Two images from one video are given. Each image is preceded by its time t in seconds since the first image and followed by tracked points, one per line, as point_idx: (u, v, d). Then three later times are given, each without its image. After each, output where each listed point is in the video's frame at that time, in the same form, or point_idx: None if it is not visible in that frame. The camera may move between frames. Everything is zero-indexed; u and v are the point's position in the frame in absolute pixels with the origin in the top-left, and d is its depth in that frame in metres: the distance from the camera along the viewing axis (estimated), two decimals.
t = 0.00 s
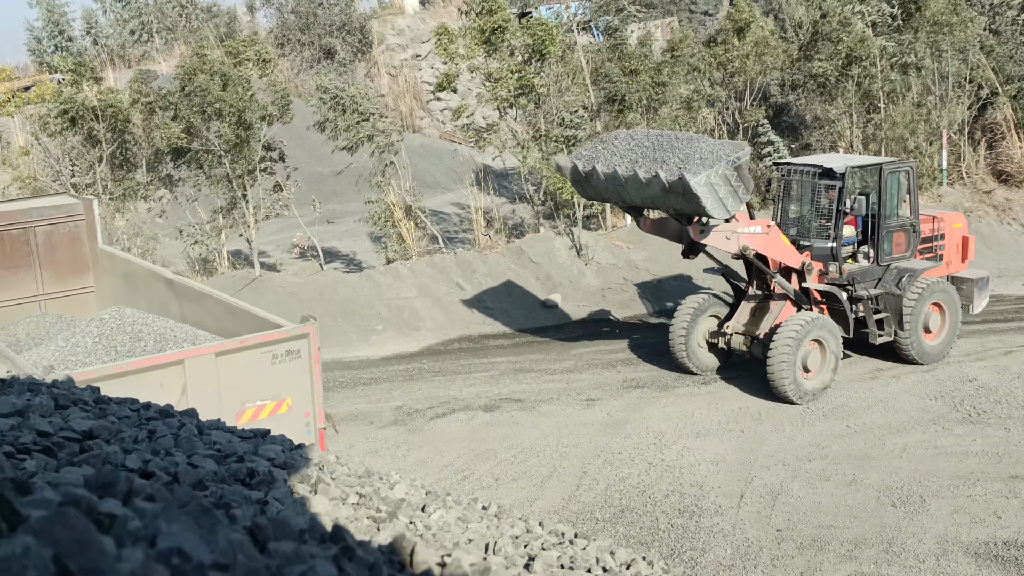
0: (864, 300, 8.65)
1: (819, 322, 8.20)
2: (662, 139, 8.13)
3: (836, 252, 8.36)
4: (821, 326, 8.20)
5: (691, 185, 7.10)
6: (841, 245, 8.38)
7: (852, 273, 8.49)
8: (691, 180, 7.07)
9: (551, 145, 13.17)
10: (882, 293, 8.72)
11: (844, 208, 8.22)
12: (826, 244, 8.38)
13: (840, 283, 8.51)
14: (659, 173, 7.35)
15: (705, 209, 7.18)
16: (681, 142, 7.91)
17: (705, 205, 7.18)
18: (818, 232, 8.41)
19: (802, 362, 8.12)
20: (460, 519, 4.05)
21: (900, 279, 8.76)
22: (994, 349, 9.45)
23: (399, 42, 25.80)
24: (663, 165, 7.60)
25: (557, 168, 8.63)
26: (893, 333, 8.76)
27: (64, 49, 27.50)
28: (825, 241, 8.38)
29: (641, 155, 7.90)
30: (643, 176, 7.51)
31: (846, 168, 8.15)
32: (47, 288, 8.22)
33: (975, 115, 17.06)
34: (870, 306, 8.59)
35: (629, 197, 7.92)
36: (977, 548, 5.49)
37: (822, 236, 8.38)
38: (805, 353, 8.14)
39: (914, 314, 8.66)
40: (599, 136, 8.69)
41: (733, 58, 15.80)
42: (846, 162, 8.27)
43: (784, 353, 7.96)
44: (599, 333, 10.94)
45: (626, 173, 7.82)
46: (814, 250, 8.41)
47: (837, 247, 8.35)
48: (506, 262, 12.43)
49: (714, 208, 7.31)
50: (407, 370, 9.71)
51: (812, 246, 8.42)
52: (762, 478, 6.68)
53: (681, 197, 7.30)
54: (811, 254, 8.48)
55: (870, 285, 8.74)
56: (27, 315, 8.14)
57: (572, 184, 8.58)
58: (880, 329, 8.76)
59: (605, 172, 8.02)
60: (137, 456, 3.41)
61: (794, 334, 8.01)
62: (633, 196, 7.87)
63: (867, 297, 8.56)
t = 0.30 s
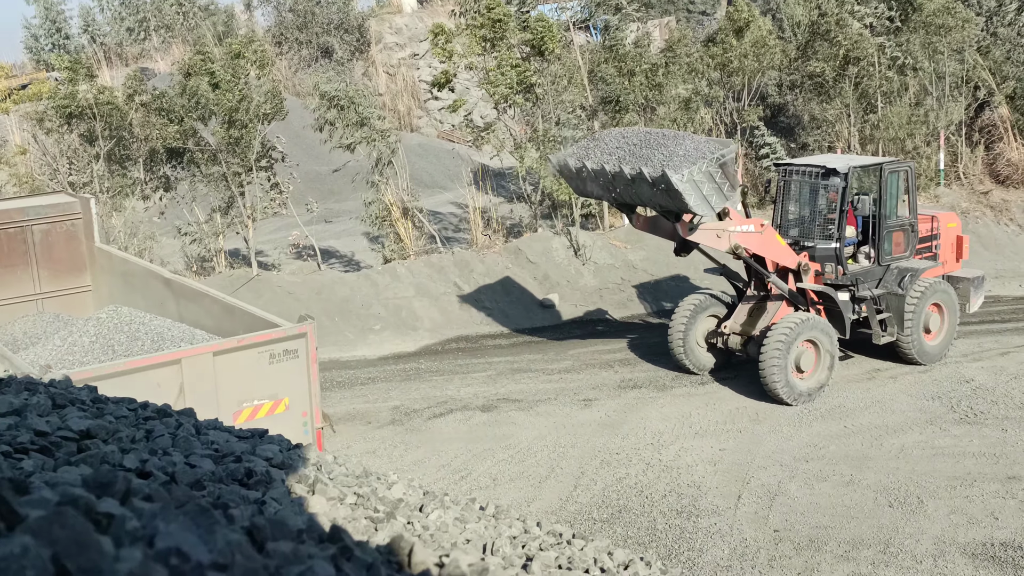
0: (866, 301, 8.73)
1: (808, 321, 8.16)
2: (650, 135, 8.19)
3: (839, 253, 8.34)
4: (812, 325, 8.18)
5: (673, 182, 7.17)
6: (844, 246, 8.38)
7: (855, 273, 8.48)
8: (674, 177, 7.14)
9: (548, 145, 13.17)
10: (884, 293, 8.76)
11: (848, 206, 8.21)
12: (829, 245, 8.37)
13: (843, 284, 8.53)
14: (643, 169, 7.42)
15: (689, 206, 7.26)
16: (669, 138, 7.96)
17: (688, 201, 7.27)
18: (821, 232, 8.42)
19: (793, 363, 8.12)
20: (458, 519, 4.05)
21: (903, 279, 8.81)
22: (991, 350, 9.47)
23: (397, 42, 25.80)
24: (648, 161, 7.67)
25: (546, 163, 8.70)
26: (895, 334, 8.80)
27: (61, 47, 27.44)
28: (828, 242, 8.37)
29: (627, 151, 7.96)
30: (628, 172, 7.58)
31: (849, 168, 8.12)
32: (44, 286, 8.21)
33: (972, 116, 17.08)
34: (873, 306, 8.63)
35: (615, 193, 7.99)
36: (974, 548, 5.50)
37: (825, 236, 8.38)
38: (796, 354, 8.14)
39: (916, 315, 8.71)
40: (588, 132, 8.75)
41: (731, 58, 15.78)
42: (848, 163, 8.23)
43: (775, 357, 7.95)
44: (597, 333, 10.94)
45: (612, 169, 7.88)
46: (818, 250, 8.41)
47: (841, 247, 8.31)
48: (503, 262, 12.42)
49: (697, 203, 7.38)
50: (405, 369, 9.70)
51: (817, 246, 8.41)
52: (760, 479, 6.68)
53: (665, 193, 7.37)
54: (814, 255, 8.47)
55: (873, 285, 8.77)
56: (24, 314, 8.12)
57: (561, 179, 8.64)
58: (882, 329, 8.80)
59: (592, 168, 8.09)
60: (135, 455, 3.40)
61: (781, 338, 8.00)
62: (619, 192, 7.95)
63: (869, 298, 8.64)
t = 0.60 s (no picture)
0: (867, 308, 8.71)
1: (794, 330, 8.05)
2: (636, 140, 8.36)
3: (841, 260, 8.34)
4: (800, 333, 8.08)
5: (653, 184, 7.33)
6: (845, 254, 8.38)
7: (856, 280, 8.50)
8: (654, 178, 7.31)
9: (546, 153, 13.21)
10: (884, 301, 8.72)
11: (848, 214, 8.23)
12: (831, 252, 8.34)
13: (843, 291, 8.52)
14: (625, 171, 7.58)
15: (668, 207, 7.41)
16: (654, 143, 8.13)
17: (669, 204, 7.43)
18: (822, 241, 8.37)
19: (783, 373, 8.07)
20: (456, 527, 4.05)
21: (902, 286, 8.73)
22: (989, 356, 9.47)
23: (395, 49, 25.22)
24: (631, 164, 7.83)
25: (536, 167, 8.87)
26: (896, 341, 8.83)
27: (60, 55, 27.50)
28: (830, 249, 8.35)
29: (613, 156, 8.13)
30: (611, 174, 7.74)
31: (849, 175, 8.14)
32: (41, 294, 8.21)
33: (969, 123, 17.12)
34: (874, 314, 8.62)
35: (601, 196, 8.15)
36: (973, 555, 5.50)
37: (827, 244, 8.34)
38: (786, 363, 8.08)
39: (915, 322, 8.74)
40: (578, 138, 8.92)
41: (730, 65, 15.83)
42: (848, 169, 8.28)
43: (763, 372, 7.91)
44: (595, 340, 10.94)
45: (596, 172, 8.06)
46: (820, 258, 8.36)
47: (841, 254, 8.32)
48: (501, 269, 12.44)
49: (677, 205, 7.53)
50: (403, 376, 9.70)
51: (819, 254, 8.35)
52: (758, 486, 6.68)
53: (645, 195, 7.53)
54: (816, 263, 8.42)
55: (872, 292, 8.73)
56: (21, 322, 8.12)
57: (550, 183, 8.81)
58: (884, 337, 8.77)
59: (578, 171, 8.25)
60: (132, 463, 3.40)
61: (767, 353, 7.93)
62: (604, 195, 8.10)
63: (870, 305, 8.63)
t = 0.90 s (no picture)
0: (862, 306, 8.76)
1: (767, 335, 7.96)
2: (623, 134, 8.53)
3: (838, 259, 8.34)
4: (776, 333, 7.98)
5: (629, 179, 7.52)
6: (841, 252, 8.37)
7: (851, 278, 8.49)
8: (630, 173, 7.50)
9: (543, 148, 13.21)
10: (879, 298, 8.76)
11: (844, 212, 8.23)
12: (828, 250, 8.35)
13: (839, 289, 8.52)
14: (604, 165, 7.77)
15: (645, 201, 7.59)
16: (638, 138, 8.31)
17: (647, 198, 7.58)
18: (819, 240, 8.38)
19: (771, 377, 8.06)
20: (453, 521, 4.05)
21: (897, 283, 8.79)
22: (985, 352, 9.50)
23: (393, 44, 25.19)
24: (613, 159, 8.02)
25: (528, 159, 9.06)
26: (891, 338, 8.81)
27: (56, 49, 27.40)
28: (826, 247, 8.36)
29: (597, 150, 8.32)
30: (592, 168, 7.94)
31: (846, 171, 8.12)
32: (37, 288, 8.18)
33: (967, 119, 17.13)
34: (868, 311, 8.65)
35: (585, 189, 8.35)
36: (968, 550, 5.52)
37: (823, 242, 8.35)
38: (768, 365, 8.04)
39: (910, 319, 8.77)
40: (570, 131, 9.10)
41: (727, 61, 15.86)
42: (843, 167, 8.22)
43: (747, 384, 7.91)
44: (592, 335, 10.93)
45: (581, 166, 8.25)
46: (817, 257, 8.35)
47: (838, 253, 8.33)
48: (498, 264, 12.44)
49: (654, 200, 7.70)
50: (400, 371, 9.70)
51: (816, 252, 8.36)
52: (754, 481, 6.69)
53: (623, 189, 7.72)
54: (812, 262, 8.41)
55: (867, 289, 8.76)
56: (18, 316, 8.10)
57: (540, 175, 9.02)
58: (879, 334, 8.82)
59: (564, 164, 8.45)
60: (129, 457, 3.39)
61: (745, 366, 7.90)
62: (588, 188, 8.30)
63: (865, 303, 8.66)
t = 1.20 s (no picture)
0: (853, 306, 8.73)
1: (738, 350, 7.83)
2: (606, 130, 8.50)
3: (830, 259, 8.34)
4: (749, 341, 7.87)
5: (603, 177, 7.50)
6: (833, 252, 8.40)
7: (843, 279, 8.50)
8: (604, 172, 7.49)
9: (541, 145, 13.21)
10: (871, 298, 8.71)
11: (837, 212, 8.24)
12: (819, 251, 8.34)
13: (830, 290, 8.53)
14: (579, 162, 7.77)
15: (621, 199, 7.56)
16: (620, 134, 8.27)
17: (621, 196, 7.57)
18: (811, 240, 8.35)
19: (759, 382, 8.02)
20: (452, 519, 4.05)
21: (888, 284, 8.75)
22: (983, 349, 9.50)
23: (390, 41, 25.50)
24: (591, 156, 8.00)
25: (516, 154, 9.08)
26: (882, 339, 8.76)
27: (53, 47, 27.38)
28: (818, 248, 8.34)
29: (578, 146, 8.30)
30: (569, 166, 7.94)
31: (839, 171, 8.09)
32: (35, 286, 8.16)
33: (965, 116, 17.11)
34: (859, 311, 8.61)
35: (567, 186, 8.34)
36: (967, 547, 5.53)
37: (814, 243, 8.33)
38: (751, 371, 7.98)
39: (901, 320, 8.70)
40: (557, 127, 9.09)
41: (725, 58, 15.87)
42: (837, 166, 8.20)
43: (737, 399, 7.89)
44: (591, 333, 10.93)
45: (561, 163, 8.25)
46: (809, 257, 8.34)
47: (830, 254, 8.34)
48: (497, 262, 12.44)
49: (631, 197, 7.66)
50: (398, 369, 9.70)
51: (807, 252, 8.34)
52: (752, 478, 6.70)
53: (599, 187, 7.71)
54: (804, 262, 8.40)
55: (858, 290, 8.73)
56: (16, 314, 8.09)
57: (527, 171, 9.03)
58: (870, 334, 8.77)
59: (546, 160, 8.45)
60: (128, 455, 3.39)
61: (729, 386, 7.84)
62: (569, 185, 8.30)
63: (857, 304, 8.64)
